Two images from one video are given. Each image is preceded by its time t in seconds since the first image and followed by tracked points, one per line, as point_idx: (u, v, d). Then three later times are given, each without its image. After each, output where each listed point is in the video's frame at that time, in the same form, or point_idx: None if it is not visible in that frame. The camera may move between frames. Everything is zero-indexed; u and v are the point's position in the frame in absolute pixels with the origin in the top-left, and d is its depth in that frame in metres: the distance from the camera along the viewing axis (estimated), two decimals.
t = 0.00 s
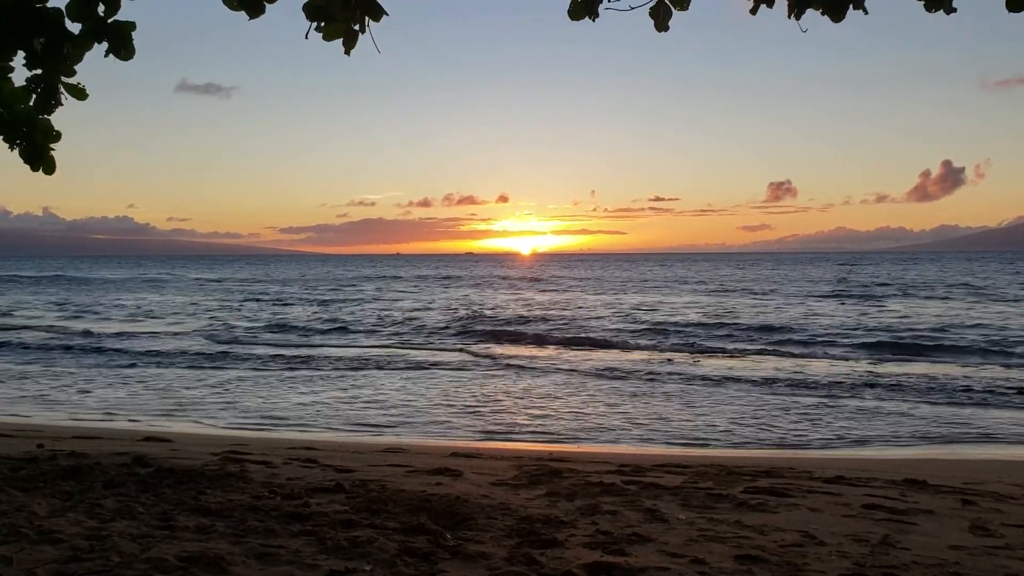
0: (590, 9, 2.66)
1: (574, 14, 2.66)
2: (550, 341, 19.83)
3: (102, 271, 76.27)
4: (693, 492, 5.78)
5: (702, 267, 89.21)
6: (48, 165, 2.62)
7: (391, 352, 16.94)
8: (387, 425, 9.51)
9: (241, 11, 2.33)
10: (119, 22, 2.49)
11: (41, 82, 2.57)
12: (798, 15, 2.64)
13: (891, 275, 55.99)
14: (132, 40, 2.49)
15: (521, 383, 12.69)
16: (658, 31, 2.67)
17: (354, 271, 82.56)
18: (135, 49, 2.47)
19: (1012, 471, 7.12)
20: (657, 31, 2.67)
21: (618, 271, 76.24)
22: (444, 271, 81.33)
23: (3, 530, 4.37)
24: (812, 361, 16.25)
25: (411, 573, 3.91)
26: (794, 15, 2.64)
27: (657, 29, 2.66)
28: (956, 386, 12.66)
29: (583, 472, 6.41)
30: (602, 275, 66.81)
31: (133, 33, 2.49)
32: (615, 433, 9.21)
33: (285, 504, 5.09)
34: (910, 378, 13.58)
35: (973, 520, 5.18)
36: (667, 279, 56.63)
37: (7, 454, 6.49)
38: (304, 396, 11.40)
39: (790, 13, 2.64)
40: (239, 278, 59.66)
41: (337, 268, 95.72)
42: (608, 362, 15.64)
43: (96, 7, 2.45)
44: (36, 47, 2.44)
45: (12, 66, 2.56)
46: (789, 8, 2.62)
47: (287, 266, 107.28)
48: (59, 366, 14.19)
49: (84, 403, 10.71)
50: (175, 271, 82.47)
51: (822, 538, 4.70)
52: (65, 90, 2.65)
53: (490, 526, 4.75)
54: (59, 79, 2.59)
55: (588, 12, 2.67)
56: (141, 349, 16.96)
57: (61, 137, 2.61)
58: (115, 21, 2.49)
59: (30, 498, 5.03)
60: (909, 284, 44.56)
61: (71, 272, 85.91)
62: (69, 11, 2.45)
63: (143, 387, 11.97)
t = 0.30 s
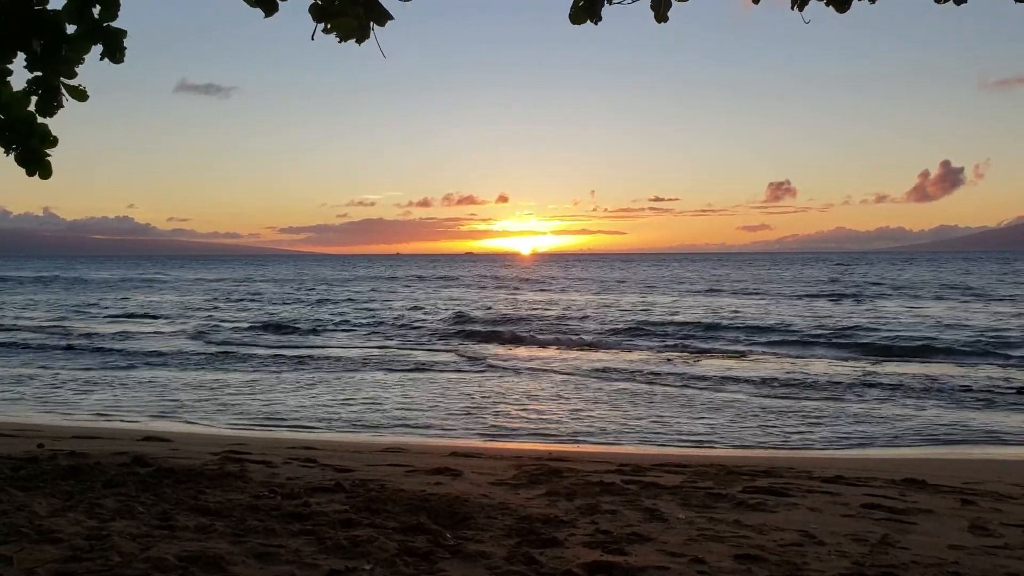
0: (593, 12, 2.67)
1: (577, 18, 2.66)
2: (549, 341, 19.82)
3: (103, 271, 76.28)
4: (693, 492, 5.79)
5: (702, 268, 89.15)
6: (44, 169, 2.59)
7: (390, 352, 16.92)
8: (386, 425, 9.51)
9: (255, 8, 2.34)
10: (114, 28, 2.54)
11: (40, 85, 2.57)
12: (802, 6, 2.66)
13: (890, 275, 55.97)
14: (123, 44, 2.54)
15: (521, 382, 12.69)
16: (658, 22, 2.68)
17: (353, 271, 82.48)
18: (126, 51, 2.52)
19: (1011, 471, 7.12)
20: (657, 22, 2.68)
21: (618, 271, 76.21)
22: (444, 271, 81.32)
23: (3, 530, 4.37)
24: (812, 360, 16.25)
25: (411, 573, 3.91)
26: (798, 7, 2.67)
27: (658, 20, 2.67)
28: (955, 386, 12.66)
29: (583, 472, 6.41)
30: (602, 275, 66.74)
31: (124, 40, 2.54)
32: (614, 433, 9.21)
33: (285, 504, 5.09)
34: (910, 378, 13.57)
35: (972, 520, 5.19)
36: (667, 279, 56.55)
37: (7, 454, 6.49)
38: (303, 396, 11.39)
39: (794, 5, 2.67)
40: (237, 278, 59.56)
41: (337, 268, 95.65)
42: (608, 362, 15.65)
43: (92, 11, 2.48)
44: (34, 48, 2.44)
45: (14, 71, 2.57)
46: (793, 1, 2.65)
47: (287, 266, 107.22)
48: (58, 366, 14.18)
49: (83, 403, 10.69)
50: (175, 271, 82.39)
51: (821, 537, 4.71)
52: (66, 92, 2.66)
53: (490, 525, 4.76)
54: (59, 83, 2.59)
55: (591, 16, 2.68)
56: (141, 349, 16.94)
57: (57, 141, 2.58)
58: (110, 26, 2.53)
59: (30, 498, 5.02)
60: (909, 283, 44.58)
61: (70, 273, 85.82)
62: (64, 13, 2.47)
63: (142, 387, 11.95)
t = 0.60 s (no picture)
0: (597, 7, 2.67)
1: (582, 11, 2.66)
2: (549, 341, 19.80)
3: (103, 271, 76.22)
4: (693, 492, 5.79)
5: (702, 267, 89.08)
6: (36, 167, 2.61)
7: (390, 352, 16.91)
8: (387, 425, 9.51)
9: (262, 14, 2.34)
10: (114, 28, 2.55)
11: (33, 87, 2.58)
12: (803, 4, 2.66)
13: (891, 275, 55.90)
14: (124, 42, 2.55)
15: (522, 382, 12.68)
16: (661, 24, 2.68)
17: (353, 271, 82.42)
18: (126, 50, 2.53)
19: (1012, 471, 7.11)
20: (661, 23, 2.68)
21: (618, 271, 76.15)
22: (444, 271, 81.29)
23: (4, 530, 4.37)
24: (813, 361, 16.22)
25: (411, 573, 3.91)
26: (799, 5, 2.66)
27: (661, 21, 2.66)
28: (956, 387, 12.63)
29: (583, 472, 6.41)
30: (602, 275, 66.65)
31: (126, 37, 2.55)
32: (615, 433, 9.20)
33: (285, 504, 5.09)
34: (910, 378, 13.55)
35: (974, 520, 5.18)
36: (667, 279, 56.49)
37: (8, 454, 6.49)
38: (303, 396, 11.38)
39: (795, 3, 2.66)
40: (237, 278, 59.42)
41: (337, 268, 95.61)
42: (608, 362, 15.63)
43: (92, 10, 2.49)
44: (35, 47, 2.45)
45: (7, 68, 2.58)
46: None
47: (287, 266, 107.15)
48: (59, 366, 14.18)
49: (83, 403, 10.69)
50: (175, 271, 82.33)
51: (821, 537, 4.70)
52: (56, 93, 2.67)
53: (490, 526, 4.75)
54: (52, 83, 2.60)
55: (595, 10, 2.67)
56: (141, 349, 16.94)
57: (49, 140, 2.61)
58: (110, 26, 2.54)
59: (30, 498, 5.03)
60: (910, 283, 44.52)
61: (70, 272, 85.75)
62: (66, 12, 2.48)
63: (142, 387, 11.95)
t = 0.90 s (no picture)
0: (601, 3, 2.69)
1: (584, 8, 2.68)
2: (549, 340, 19.76)
3: (102, 271, 76.05)
4: (693, 491, 5.80)
5: (701, 268, 89.00)
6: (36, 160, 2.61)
7: (390, 352, 16.88)
8: (386, 425, 9.49)
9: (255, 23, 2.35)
10: (117, 21, 2.56)
11: (31, 82, 2.58)
12: (800, 6, 2.67)
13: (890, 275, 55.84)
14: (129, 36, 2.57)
15: (521, 382, 12.67)
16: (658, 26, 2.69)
17: (352, 271, 82.23)
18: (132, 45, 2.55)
19: (1012, 471, 7.11)
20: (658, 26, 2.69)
21: (618, 271, 76.05)
22: (444, 271, 81.16)
23: (4, 530, 4.37)
24: (813, 360, 16.20)
25: (411, 572, 3.92)
26: (797, 7, 2.67)
27: (659, 24, 2.67)
28: (955, 386, 12.63)
29: (583, 472, 6.41)
30: (601, 275, 66.48)
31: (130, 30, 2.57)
32: (615, 433, 9.20)
33: (285, 504, 5.09)
34: (911, 378, 13.53)
35: (973, 519, 5.20)
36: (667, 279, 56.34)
37: (8, 454, 6.48)
38: (303, 396, 11.35)
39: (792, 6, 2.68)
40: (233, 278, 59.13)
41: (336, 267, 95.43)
42: (608, 361, 15.59)
43: (95, 6, 2.51)
44: (38, 44, 2.48)
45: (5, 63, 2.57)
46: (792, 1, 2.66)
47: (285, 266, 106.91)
48: (58, 366, 14.12)
49: (82, 403, 10.66)
50: (173, 271, 82.06)
51: (821, 536, 4.72)
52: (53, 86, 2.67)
53: (490, 525, 4.76)
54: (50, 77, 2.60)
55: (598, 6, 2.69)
56: (140, 349, 16.88)
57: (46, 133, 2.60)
58: (113, 20, 2.55)
59: (30, 498, 5.02)
60: (910, 283, 44.47)
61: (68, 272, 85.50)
62: (69, 9, 2.51)
63: (141, 387, 11.92)
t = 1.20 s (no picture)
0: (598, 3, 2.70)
1: (581, 7, 2.67)
2: (549, 341, 19.71)
3: (101, 271, 75.89)
4: (693, 491, 5.80)
5: (701, 268, 88.89)
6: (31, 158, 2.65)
7: (390, 352, 16.84)
8: (386, 425, 9.47)
9: (248, 18, 2.35)
10: (119, 18, 2.57)
11: (31, 79, 2.60)
12: (797, 8, 2.67)
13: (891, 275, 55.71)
14: (132, 32, 2.58)
15: (522, 382, 12.64)
16: (654, 25, 2.68)
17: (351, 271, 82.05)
18: (136, 43, 2.57)
19: (1012, 470, 7.10)
20: (655, 24, 2.68)
21: (618, 271, 75.92)
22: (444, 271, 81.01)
23: (4, 530, 4.37)
24: (813, 360, 16.16)
25: (411, 572, 3.92)
26: (794, 8, 2.67)
27: (655, 22, 2.66)
28: (956, 386, 12.59)
29: (583, 472, 6.41)
30: (602, 275, 66.35)
31: (132, 26, 2.58)
32: (615, 433, 9.18)
33: (285, 504, 5.09)
34: (912, 378, 13.49)
35: (973, 519, 5.20)
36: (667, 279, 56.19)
37: (8, 454, 6.48)
38: (303, 396, 11.33)
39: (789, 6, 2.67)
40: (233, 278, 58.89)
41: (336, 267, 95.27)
42: (608, 361, 15.55)
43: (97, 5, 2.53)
44: (38, 44, 2.50)
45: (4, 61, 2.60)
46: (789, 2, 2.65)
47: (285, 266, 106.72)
48: (56, 366, 14.08)
49: (81, 404, 10.63)
50: (172, 271, 81.86)
51: (821, 536, 4.72)
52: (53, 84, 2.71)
53: (490, 524, 4.77)
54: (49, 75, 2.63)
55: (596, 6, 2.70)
56: (139, 349, 16.83)
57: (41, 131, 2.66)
58: (114, 17, 2.57)
59: (31, 498, 5.02)
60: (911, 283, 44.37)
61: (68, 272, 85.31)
62: (70, 7, 2.52)
63: (141, 387, 11.88)
